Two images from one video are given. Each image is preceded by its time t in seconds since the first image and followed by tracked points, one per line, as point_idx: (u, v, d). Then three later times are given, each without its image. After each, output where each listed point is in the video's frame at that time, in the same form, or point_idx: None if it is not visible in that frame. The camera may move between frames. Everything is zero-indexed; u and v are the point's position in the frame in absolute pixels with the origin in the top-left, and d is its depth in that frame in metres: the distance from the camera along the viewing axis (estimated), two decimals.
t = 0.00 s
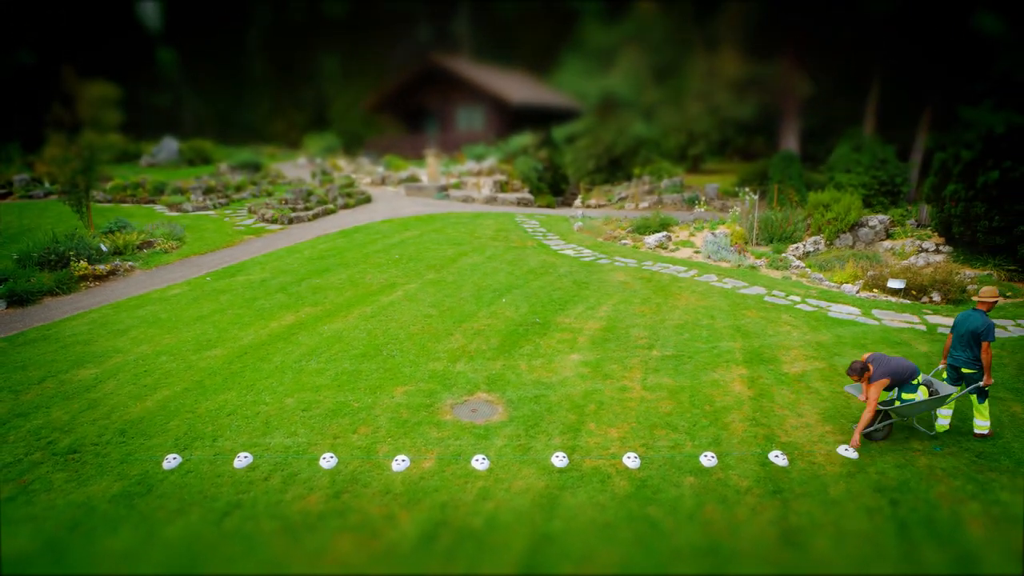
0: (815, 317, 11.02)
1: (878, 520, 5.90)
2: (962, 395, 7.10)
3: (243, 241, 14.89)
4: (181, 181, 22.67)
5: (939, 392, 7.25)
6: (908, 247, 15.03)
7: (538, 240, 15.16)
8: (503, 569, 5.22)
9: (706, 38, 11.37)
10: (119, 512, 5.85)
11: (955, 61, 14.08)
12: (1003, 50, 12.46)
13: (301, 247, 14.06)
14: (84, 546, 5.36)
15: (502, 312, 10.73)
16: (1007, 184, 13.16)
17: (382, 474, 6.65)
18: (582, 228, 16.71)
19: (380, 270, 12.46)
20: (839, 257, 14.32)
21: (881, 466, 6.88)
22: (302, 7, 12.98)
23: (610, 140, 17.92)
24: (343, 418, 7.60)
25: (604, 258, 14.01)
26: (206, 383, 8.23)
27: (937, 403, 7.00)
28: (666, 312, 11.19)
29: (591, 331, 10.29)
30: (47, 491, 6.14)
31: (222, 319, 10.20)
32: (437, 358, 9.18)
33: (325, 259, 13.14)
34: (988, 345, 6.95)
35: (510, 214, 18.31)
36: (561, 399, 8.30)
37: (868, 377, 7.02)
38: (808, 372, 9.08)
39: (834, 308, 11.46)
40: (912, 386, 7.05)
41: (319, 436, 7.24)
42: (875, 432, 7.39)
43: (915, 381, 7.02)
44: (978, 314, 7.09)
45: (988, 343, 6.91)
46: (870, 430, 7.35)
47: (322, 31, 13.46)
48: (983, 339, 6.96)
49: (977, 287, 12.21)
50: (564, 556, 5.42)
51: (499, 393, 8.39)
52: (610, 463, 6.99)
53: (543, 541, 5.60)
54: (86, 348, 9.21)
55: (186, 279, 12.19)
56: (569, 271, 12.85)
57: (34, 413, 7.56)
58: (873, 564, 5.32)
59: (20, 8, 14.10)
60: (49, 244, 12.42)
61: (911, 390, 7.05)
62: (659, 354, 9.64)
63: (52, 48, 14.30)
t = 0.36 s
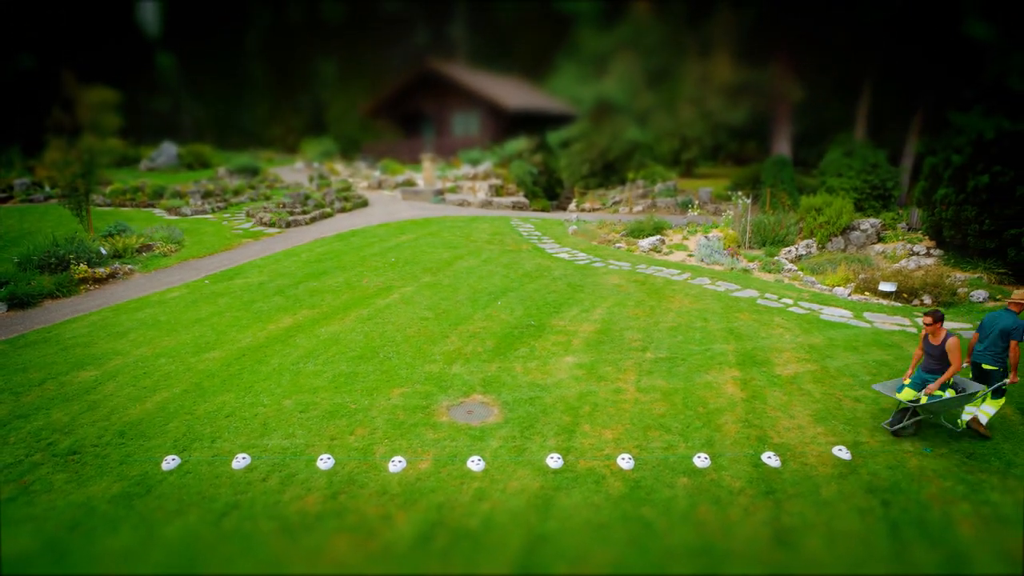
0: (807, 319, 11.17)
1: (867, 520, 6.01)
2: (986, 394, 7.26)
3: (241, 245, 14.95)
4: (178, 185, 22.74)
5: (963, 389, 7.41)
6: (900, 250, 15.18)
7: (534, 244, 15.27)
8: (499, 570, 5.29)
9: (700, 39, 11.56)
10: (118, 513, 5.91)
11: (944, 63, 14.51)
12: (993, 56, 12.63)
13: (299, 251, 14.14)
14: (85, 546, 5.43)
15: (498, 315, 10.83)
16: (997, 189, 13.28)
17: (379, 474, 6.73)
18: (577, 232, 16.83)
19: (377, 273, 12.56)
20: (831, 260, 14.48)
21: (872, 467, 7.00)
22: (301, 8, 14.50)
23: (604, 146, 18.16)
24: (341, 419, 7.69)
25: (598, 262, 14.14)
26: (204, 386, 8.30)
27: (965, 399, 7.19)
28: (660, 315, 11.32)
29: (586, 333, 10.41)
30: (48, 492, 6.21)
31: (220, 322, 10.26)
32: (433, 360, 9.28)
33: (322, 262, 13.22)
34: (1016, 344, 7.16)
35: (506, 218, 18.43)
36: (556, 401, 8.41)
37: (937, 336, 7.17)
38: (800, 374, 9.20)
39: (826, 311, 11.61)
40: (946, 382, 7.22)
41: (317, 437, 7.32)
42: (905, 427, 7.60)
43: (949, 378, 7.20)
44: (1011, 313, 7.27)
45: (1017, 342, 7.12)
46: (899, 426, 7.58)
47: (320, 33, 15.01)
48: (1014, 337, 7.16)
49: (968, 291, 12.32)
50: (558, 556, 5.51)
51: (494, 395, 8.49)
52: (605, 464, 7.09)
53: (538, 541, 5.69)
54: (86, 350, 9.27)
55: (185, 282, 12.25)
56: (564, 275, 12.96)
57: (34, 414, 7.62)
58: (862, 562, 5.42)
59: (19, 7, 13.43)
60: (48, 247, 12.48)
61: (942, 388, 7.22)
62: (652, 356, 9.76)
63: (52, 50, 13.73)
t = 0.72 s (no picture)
0: (805, 320, 11.21)
1: (865, 520, 6.04)
2: None
3: (240, 245, 14.99)
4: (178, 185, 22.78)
5: None
6: (897, 251, 15.30)
7: (533, 245, 15.31)
8: (498, 570, 5.30)
9: (698, 41, 11.63)
10: (118, 513, 5.92)
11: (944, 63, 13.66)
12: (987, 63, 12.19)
13: (298, 251, 14.19)
14: (85, 546, 5.44)
15: (497, 316, 10.87)
16: (995, 189, 13.52)
17: (379, 475, 6.75)
18: (576, 232, 16.87)
19: (377, 274, 12.59)
20: (829, 261, 14.52)
21: (870, 467, 7.04)
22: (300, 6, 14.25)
23: (603, 147, 18.25)
24: (340, 420, 7.71)
25: (597, 262, 14.18)
26: (204, 387, 8.32)
27: None
28: (658, 316, 11.34)
29: (585, 334, 10.43)
30: (48, 493, 6.22)
31: (219, 323, 10.27)
32: (432, 360, 9.31)
33: (321, 263, 13.24)
34: None
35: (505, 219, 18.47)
36: (555, 402, 8.43)
37: None
38: (799, 375, 9.23)
39: (824, 312, 11.64)
40: None
41: (316, 438, 7.34)
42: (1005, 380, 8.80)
43: None
44: None
45: None
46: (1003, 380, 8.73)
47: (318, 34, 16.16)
48: None
49: (966, 291, 12.37)
50: (557, 556, 5.53)
51: (493, 395, 8.51)
52: (603, 464, 7.11)
53: (537, 541, 5.71)
54: (86, 351, 9.28)
55: (185, 282, 12.27)
56: (563, 275, 13.00)
57: (35, 415, 7.63)
58: (859, 562, 5.45)
59: (19, 8, 15.25)
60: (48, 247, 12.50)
61: None
62: (651, 356, 9.79)
63: (51, 50, 15.71)
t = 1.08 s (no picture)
0: (805, 320, 11.21)
1: (866, 520, 6.04)
2: None
3: (241, 245, 14.98)
4: (178, 185, 22.77)
5: None
6: (897, 251, 15.27)
7: (533, 245, 15.29)
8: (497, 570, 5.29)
9: (698, 42, 11.67)
10: (117, 513, 5.92)
11: (944, 63, 13.43)
12: (985, 63, 12.11)
13: (299, 251, 14.18)
14: (85, 546, 5.44)
15: (497, 316, 10.87)
16: (995, 189, 13.51)
17: (378, 474, 6.75)
18: (575, 232, 16.85)
19: (377, 274, 12.59)
20: (830, 261, 14.51)
21: (870, 467, 7.04)
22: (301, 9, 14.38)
23: (603, 147, 18.28)
24: (340, 419, 7.72)
25: (597, 262, 14.18)
26: (204, 386, 8.32)
27: None
28: (658, 315, 11.34)
29: (584, 334, 10.43)
30: (47, 492, 6.22)
31: (219, 323, 10.26)
32: (432, 360, 9.32)
33: (321, 263, 13.24)
34: None
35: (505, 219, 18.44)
36: (554, 401, 8.43)
37: None
38: (799, 375, 9.24)
39: (824, 312, 11.64)
40: None
41: (316, 437, 7.35)
42: None
43: None
44: None
45: None
46: None
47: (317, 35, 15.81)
48: None
49: (966, 291, 12.37)
50: (558, 556, 5.52)
51: (493, 395, 8.51)
52: (603, 464, 7.12)
53: (536, 541, 5.71)
54: (86, 350, 9.28)
55: (185, 282, 12.27)
56: (563, 275, 12.99)
57: (35, 414, 7.64)
58: (859, 562, 5.45)
59: (20, 8, 15.92)
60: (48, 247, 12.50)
61: None
62: (651, 356, 9.79)
63: (52, 49, 16.38)
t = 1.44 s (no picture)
0: (805, 320, 11.20)
1: (866, 520, 6.03)
2: None
3: (240, 245, 14.98)
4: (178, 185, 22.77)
5: None
6: (897, 251, 14.75)
7: (532, 245, 15.27)
8: (496, 568, 5.27)
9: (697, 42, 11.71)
10: (117, 513, 5.92)
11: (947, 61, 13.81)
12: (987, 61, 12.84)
13: (299, 251, 14.18)
14: (84, 545, 5.44)
15: (497, 315, 10.88)
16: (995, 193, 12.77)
17: (378, 474, 6.75)
18: (575, 233, 16.82)
19: (377, 273, 12.58)
20: (830, 261, 14.50)
21: (870, 467, 7.04)
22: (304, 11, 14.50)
23: (603, 147, 18.30)
24: (340, 420, 7.73)
25: (597, 262, 14.18)
26: (203, 386, 8.33)
27: None
28: (658, 315, 11.34)
29: (584, 333, 10.44)
30: (47, 492, 6.22)
31: (219, 322, 10.26)
32: (432, 360, 9.32)
33: (321, 263, 13.25)
34: None
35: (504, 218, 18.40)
36: (554, 401, 8.43)
37: None
38: (798, 375, 9.24)
39: (824, 312, 11.63)
40: None
41: (316, 437, 7.35)
42: None
43: None
44: None
45: None
46: None
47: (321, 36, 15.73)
48: None
49: (965, 291, 12.32)
50: (557, 556, 5.51)
51: (493, 395, 8.51)
52: (603, 464, 7.12)
53: (535, 539, 5.72)
54: (86, 350, 9.29)
55: (185, 282, 12.27)
56: (563, 275, 12.99)
57: (35, 414, 7.64)
58: (858, 562, 5.45)
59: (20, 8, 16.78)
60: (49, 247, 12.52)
61: None
62: (651, 356, 9.79)
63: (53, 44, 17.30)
